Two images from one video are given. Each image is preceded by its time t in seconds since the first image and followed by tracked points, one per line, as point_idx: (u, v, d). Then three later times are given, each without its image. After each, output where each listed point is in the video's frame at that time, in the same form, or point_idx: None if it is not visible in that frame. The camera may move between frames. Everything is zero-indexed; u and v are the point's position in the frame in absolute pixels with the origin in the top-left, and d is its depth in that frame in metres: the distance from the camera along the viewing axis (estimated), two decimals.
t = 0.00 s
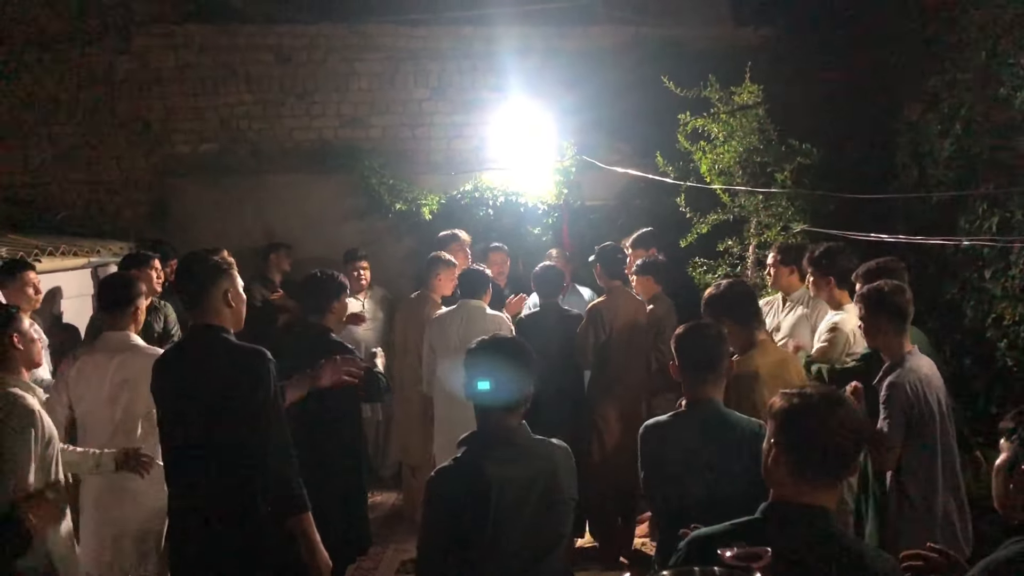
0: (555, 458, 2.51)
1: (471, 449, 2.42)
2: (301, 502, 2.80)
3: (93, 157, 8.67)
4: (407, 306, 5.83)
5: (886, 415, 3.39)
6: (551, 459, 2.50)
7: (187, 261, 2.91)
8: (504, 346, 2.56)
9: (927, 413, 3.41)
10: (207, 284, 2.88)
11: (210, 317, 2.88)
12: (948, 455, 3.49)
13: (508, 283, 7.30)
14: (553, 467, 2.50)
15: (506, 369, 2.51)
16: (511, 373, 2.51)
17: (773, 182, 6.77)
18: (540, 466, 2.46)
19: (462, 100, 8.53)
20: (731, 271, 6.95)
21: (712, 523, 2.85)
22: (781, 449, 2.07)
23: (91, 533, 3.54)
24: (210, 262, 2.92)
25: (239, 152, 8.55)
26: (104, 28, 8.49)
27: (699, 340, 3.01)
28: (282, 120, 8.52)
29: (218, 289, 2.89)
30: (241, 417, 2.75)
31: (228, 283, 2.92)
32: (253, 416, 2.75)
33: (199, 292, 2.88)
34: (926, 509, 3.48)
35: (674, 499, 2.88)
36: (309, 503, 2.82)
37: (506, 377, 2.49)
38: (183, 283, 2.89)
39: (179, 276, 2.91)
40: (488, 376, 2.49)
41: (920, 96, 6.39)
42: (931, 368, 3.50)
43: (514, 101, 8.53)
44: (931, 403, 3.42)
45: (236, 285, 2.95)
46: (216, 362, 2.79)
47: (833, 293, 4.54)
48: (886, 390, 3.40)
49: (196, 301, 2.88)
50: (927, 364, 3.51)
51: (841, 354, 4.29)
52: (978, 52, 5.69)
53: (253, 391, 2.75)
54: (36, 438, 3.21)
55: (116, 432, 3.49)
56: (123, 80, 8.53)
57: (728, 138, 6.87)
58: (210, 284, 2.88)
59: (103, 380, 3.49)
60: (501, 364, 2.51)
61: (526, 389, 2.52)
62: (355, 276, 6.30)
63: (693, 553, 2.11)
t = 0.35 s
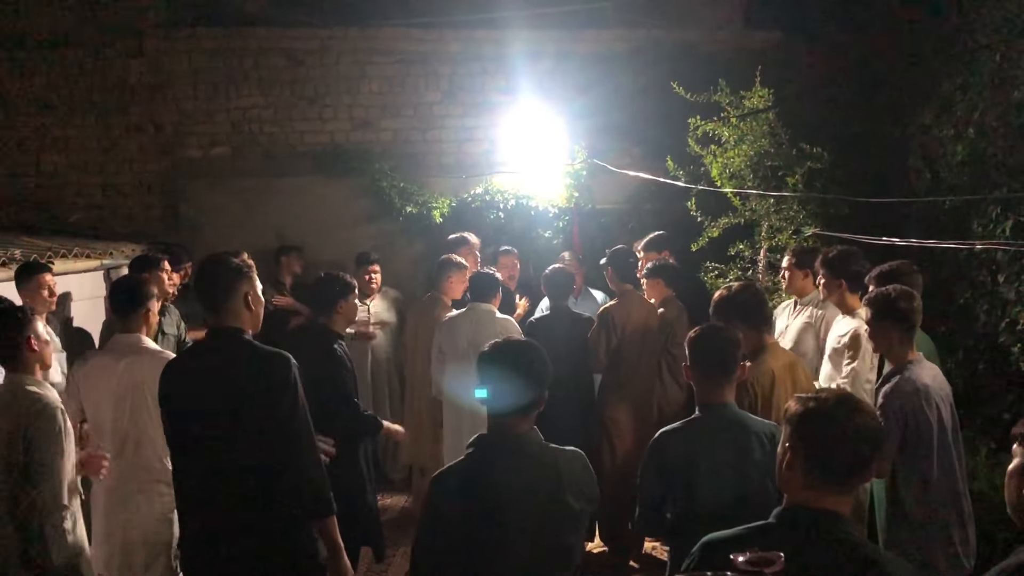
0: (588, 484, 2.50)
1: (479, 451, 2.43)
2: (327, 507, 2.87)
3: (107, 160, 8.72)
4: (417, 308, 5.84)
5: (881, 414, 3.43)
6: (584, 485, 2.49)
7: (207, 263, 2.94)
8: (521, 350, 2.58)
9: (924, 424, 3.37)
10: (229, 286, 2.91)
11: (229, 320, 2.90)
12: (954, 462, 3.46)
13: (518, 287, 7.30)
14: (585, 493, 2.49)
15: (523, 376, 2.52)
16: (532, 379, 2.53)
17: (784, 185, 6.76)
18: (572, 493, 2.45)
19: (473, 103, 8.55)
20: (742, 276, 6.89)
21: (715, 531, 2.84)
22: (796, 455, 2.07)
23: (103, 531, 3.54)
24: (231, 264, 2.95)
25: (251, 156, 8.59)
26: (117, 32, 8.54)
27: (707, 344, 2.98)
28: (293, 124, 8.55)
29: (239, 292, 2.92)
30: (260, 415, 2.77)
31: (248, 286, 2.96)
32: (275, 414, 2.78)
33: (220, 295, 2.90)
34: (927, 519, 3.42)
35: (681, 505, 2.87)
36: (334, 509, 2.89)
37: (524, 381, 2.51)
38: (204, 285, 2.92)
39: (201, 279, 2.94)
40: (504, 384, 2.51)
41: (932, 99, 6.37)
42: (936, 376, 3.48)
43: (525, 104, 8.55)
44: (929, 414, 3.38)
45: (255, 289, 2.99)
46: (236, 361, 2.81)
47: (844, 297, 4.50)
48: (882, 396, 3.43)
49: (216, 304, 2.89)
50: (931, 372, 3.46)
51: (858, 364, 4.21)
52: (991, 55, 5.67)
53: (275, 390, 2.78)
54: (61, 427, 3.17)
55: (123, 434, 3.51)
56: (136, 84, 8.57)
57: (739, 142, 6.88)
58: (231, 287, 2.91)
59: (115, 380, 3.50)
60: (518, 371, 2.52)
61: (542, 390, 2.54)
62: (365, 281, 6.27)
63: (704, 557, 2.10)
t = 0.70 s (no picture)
0: (599, 510, 2.43)
1: (492, 443, 2.42)
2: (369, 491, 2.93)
3: (117, 158, 8.74)
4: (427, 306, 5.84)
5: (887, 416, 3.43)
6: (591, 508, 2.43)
7: (227, 261, 2.93)
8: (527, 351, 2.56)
9: (930, 427, 3.36)
10: (251, 285, 2.91)
11: (248, 317, 2.89)
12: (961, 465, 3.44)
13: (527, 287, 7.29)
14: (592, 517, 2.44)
15: (525, 381, 2.48)
16: (534, 383, 2.49)
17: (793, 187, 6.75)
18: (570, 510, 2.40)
19: (482, 102, 8.55)
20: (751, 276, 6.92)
21: (728, 530, 2.83)
22: (806, 457, 2.06)
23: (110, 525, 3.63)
24: (250, 263, 2.94)
25: (261, 154, 8.60)
26: (128, 30, 8.56)
27: (725, 345, 2.97)
28: (303, 122, 8.56)
29: (261, 291, 2.92)
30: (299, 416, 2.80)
31: (266, 286, 2.94)
32: (313, 415, 2.81)
33: (241, 292, 2.89)
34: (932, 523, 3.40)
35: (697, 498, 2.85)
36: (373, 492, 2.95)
37: (525, 386, 2.47)
38: (223, 283, 2.91)
39: (220, 276, 2.92)
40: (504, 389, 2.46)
41: (944, 101, 6.34)
42: (943, 383, 3.44)
43: (534, 104, 8.55)
44: (935, 420, 3.35)
45: (274, 288, 2.97)
46: (258, 357, 2.82)
47: (852, 296, 4.47)
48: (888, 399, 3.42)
49: (236, 301, 2.89)
50: (938, 377, 3.43)
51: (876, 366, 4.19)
52: (1003, 56, 5.64)
53: (312, 392, 2.82)
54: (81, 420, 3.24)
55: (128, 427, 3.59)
56: (146, 82, 8.59)
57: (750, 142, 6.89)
58: (253, 286, 2.91)
59: (121, 376, 3.54)
60: (521, 376, 2.48)
61: (545, 395, 2.51)
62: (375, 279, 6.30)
63: (713, 558, 2.10)
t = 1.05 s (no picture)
0: (572, 540, 2.38)
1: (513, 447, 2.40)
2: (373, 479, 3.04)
3: (131, 158, 8.79)
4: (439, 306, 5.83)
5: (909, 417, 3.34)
6: (565, 536, 2.38)
7: (251, 260, 2.96)
8: (523, 356, 2.52)
9: (951, 428, 3.33)
10: (274, 285, 2.94)
11: (268, 317, 2.91)
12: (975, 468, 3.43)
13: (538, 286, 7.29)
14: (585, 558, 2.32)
15: (519, 398, 2.44)
16: (531, 395, 2.45)
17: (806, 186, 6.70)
18: (537, 533, 2.37)
19: (493, 102, 8.56)
20: (763, 276, 6.88)
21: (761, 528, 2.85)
22: (817, 457, 2.06)
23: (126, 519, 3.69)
24: (272, 262, 2.98)
25: (274, 154, 8.62)
26: (142, 30, 8.61)
27: (746, 347, 2.94)
28: (315, 122, 8.59)
29: (281, 291, 2.95)
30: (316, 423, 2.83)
31: (287, 287, 2.98)
32: (331, 420, 2.86)
33: (261, 293, 2.91)
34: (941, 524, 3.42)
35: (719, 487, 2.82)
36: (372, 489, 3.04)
37: (519, 404, 2.44)
38: (245, 283, 2.93)
39: (243, 277, 2.95)
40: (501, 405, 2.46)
41: (957, 100, 6.32)
42: (967, 383, 3.40)
43: (546, 103, 8.55)
44: (958, 418, 3.33)
45: (294, 288, 3.01)
46: (274, 357, 2.84)
47: (868, 296, 4.47)
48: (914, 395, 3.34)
49: (258, 301, 2.91)
50: (962, 378, 3.40)
51: (884, 357, 4.14)
52: (1016, 56, 5.62)
53: (331, 396, 2.86)
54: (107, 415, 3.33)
55: (142, 435, 3.57)
56: (160, 82, 8.64)
57: (762, 142, 6.85)
58: (275, 286, 2.94)
59: (136, 375, 3.56)
60: (515, 393, 2.44)
61: (547, 393, 2.50)
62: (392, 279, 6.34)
63: (725, 558, 2.09)
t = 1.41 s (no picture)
0: (577, 548, 2.34)
1: (533, 452, 2.41)
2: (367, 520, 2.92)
3: (147, 161, 8.84)
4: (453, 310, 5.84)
5: (937, 422, 3.31)
6: (571, 544, 2.34)
7: (271, 266, 2.95)
8: (525, 358, 2.52)
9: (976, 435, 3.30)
10: (293, 291, 2.92)
11: (287, 321, 2.91)
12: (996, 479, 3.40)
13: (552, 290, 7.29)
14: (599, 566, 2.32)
15: (519, 403, 2.44)
16: (530, 400, 2.45)
17: (821, 193, 6.69)
18: (544, 538, 2.35)
19: (507, 107, 8.57)
20: (778, 281, 6.80)
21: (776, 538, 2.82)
22: (831, 469, 2.05)
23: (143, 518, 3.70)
24: (294, 268, 2.97)
25: (289, 158, 8.66)
26: (159, 35, 8.67)
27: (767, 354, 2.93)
28: (330, 127, 8.62)
29: (300, 297, 2.93)
30: (330, 427, 2.83)
31: (307, 292, 2.96)
32: (344, 425, 2.85)
33: (280, 298, 2.91)
34: (957, 531, 3.41)
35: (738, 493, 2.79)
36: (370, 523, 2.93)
37: (518, 409, 2.44)
38: (264, 288, 2.93)
39: (262, 283, 2.94)
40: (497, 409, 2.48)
41: (975, 106, 6.29)
42: (996, 389, 3.37)
43: (560, 108, 8.56)
44: (988, 424, 3.31)
45: (314, 294, 2.99)
46: (290, 362, 2.84)
47: (880, 301, 4.44)
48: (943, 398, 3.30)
49: (276, 306, 2.91)
50: (995, 384, 3.37)
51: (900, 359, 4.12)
52: None
53: (346, 401, 2.85)
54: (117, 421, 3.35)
55: (157, 436, 3.60)
56: (176, 86, 8.69)
57: (776, 146, 6.77)
58: (293, 292, 2.92)
59: (155, 378, 3.57)
60: (515, 398, 2.44)
61: (551, 395, 2.50)
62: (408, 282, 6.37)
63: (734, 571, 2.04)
